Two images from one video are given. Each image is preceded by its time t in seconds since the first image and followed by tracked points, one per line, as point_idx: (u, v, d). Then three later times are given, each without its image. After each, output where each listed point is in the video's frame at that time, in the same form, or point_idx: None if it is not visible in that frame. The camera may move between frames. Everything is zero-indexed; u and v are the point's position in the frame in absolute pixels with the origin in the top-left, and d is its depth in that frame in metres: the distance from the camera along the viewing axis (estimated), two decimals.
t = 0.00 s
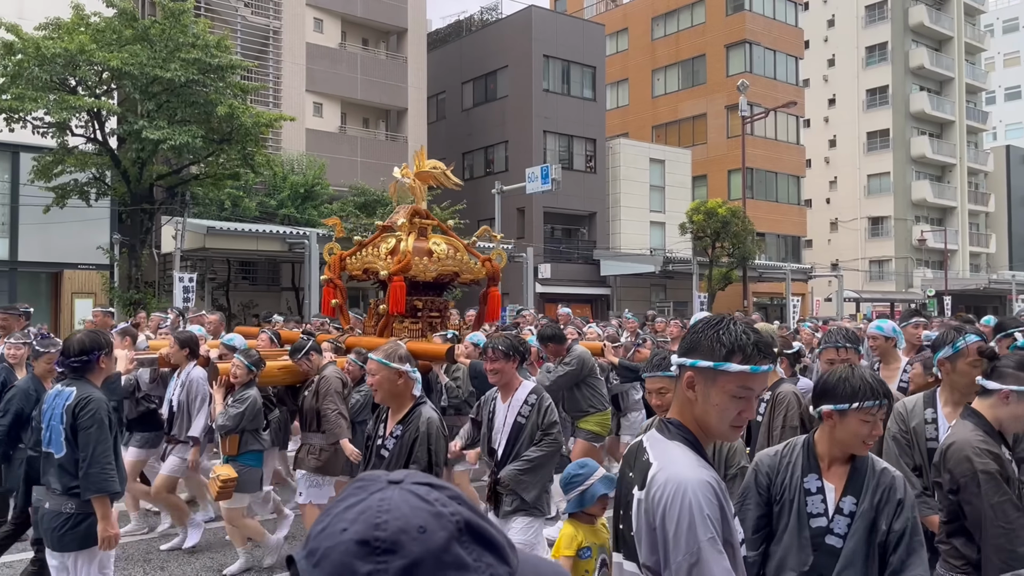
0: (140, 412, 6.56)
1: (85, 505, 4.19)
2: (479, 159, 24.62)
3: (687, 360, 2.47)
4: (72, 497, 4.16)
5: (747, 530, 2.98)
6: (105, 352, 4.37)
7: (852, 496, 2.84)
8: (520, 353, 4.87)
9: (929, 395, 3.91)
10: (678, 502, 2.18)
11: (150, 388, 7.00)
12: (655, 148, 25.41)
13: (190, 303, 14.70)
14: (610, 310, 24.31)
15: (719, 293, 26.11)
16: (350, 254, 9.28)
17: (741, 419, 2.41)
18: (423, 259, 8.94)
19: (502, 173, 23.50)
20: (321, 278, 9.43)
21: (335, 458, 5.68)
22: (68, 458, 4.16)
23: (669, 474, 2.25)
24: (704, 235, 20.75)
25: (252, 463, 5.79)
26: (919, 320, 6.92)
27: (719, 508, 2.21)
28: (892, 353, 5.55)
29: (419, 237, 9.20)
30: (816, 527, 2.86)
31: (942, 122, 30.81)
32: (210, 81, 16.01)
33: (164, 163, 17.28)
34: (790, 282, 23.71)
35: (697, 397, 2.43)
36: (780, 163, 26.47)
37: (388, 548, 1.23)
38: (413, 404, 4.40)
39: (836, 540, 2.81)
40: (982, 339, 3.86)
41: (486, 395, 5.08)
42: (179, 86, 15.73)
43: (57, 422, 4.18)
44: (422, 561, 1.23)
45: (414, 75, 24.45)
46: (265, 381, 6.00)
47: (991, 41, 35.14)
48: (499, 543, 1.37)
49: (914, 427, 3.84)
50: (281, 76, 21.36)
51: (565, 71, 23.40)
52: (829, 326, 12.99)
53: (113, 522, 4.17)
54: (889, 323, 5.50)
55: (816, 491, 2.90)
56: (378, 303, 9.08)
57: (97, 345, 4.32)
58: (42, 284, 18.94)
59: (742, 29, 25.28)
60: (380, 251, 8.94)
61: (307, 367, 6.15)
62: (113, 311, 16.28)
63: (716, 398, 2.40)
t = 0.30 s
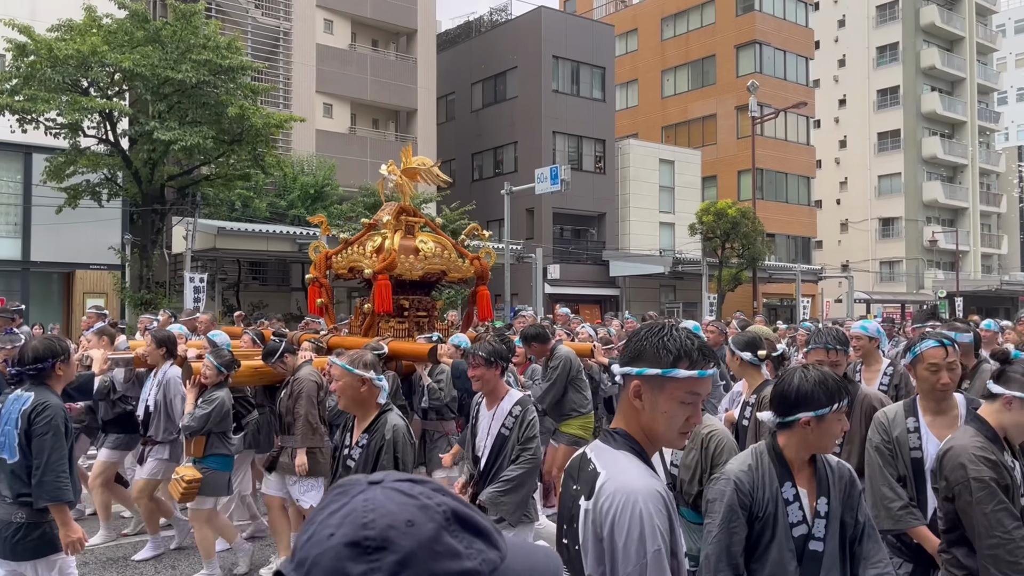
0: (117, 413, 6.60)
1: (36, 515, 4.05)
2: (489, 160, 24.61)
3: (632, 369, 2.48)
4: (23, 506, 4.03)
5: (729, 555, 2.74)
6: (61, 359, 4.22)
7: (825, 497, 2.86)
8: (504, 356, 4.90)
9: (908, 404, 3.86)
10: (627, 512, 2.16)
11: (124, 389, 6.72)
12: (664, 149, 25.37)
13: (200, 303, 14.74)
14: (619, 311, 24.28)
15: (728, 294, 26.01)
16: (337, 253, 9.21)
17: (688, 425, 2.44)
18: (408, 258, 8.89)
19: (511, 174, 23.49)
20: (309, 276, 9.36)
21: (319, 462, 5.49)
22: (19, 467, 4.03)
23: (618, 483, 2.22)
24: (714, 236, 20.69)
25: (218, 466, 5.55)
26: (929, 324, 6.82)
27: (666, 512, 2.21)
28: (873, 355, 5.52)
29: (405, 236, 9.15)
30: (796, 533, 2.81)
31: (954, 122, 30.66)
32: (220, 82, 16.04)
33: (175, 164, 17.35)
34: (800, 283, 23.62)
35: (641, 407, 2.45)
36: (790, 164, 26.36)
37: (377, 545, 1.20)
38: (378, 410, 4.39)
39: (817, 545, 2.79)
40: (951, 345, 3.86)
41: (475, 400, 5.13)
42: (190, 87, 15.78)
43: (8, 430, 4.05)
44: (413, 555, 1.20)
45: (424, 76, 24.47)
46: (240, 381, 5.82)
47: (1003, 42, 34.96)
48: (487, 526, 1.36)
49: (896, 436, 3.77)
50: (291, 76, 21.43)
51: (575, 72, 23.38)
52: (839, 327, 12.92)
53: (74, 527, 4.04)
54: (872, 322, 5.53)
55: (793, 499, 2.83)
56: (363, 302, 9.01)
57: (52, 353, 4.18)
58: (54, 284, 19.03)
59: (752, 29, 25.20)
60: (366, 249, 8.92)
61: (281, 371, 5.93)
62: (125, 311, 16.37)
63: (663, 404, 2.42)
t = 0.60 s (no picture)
0: (85, 413, 6.56)
1: None
2: (495, 161, 24.61)
3: (603, 366, 2.44)
4: None
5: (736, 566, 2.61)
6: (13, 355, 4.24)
7: (812, 496, 2.91)
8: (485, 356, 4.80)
9: (861, 401, 3.96)
10: (602, 502, 2.11)
11: (92, 389, 6.67)
12: (671, 150, 25.33)
13: (206, 304, 14.78)
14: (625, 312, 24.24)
15: (735, 296, 25.96)
16: (319, 252, 9.29)
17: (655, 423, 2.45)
18: (389, 257, 8.91)
19: (517, 175, 23.49)
20: (290, 275, 9.41)
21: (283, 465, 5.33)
22: None
23: (593, 476, 2.16)
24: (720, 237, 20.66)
25: (194, 465, 5.44)
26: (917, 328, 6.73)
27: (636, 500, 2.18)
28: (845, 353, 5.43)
29: (387, 235, 9.19)
30: (792, 534, 2.80)
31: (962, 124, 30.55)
32: (227, 83, 16.09)
33: (182, 164, 17.40)
34: (807, 285, 23.56)
35: (614, 402, 2.40)
36: (796, 165, 26.31)
37: (361, 544, 1.18)
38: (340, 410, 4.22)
39: (810, 545, 2.83)
40: (888, 338, 4.07)
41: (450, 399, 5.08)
42: (198, 88, 15.82)
43: None
44: (397, 552, 1.18)
45: (430, 77, 24.49)
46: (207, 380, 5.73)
47: (1011, 43, 34.84)
48: (471, 520, 1.32)
49: (848, 434, 3.85)
50: (298, 77, 21.47)
51: (581, 73, 23.36)
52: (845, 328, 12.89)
53: (23, 531, 4.05)
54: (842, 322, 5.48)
55: (789, 502, 2.81)
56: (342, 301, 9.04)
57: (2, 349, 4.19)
58: (61, 285, 19.08)
59: (759, 31, 25.15)
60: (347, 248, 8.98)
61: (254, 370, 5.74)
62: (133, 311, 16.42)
63: (632, 402, 2.39)
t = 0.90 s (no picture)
0: (49, 416, 6.38)
1: None
2: (498, 163, 24.61)
3: (538, 368, 2.40)
4: None
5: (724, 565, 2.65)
6: None
7: (818, 502, 2.80)
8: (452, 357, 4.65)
9: (839, 407, 3.87)
10: (598, 496, 2.04)
11: (55, 392, 6.50)
12: (674, 152, 25.28)
13: (210, 305, 14.78)
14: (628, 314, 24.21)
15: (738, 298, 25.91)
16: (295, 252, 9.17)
17: (613, 387, 2.31)
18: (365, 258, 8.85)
19: (521, 177, 23.48)
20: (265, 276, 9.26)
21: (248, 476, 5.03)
22: None
23: (583, 472, 2.09)
24: (724, 239, 20.63)
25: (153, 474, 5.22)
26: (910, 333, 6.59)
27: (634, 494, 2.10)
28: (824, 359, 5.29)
29: (365, 236, 9.13)
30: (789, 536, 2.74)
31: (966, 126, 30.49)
32: (231, 84, 16.09)
33: (186, 165, 17.41)
34: (811, 287, 23.52)
35: (560, 396, 2.33)
36: (800, 167, 26.25)
37: (401, 546, 1.18)
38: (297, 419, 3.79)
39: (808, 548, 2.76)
40: (865, 340, 3.85)
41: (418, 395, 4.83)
42: (202, 90, 15.83)
43: None
44: (436, 551, 1.19)
45: (434, 78, 24.47)
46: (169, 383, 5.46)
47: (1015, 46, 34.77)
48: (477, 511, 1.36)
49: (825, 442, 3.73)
50: (302, 79, 21.47)
51: (585, 75, 23.35)
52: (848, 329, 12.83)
53: None
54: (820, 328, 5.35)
55: (787, 503, 2.76)
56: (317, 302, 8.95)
57: None
58: (65, 285, 19.08)
59: (763, 33, 25.10)
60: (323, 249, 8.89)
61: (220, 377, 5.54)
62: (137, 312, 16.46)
63: (580, 383, 2.30)
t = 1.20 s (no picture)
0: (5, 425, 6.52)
1: None
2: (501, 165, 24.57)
3: (531, 377, 2.34)
4: None
5: (678, 558, 2.85)
6: None
7: (782, 512, 2.81)
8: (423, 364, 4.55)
9: (831, 412, 3.87)
10: (578, 508, 1.96)
11: (14, 399, 6.82)
12: (677, 154, 25.26)
13: (212, 306, 14.74)
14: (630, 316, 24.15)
15: (740, 301, 25.86)
16: (270, 254, 9.16)
17: (607, 394, 2.21)
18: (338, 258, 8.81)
19: (523, 179, 23.46)
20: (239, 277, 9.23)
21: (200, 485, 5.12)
22: None
23: (562, 488, 2.01)
24: (726, 241, 20.59)
25: (103, 483, 5.16)
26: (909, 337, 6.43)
27: (621, 505, 2.01)
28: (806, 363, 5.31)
29: (340, 235, 9.10)
30: (745, 545, 2.80)
31: (969, 129, 30.45)
32: (233, 86, 16.11)
33: (189, 167, 17.39)
34: (814, 290, 23.41)
35: (553, 403, 2.25)
36: (803, 170, 26.20)
37: (465, 566, 1.14)
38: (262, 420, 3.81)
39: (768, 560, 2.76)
40: (860, 343, 3.85)
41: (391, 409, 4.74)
42: (204, 91, 15.85)
43: None
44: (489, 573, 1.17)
45: (437, 81, 24.48)
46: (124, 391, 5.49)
47: (1018, 49, 34.72)
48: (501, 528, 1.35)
49: (810, 445, 3.81)
50: (304, 80, 21.48)
51: (587, 77, 23.34)
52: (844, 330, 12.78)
53: None
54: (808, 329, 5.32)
55: (744, 509, 2.85)
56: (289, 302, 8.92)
57: None
58: (67, 286, 19.05)
59: (765, 36, 25.05)
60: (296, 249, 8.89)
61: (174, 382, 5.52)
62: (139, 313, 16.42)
63: (573, 390, 2.21)
